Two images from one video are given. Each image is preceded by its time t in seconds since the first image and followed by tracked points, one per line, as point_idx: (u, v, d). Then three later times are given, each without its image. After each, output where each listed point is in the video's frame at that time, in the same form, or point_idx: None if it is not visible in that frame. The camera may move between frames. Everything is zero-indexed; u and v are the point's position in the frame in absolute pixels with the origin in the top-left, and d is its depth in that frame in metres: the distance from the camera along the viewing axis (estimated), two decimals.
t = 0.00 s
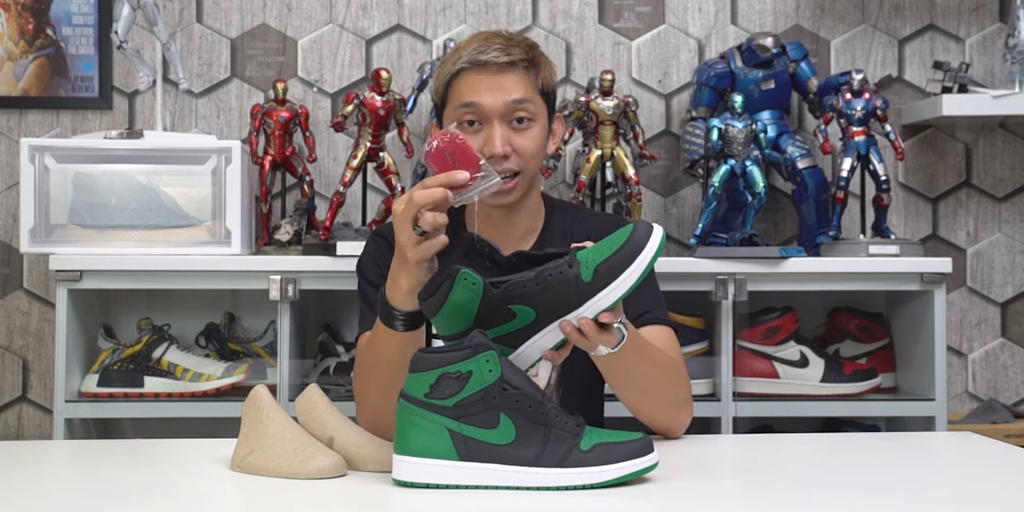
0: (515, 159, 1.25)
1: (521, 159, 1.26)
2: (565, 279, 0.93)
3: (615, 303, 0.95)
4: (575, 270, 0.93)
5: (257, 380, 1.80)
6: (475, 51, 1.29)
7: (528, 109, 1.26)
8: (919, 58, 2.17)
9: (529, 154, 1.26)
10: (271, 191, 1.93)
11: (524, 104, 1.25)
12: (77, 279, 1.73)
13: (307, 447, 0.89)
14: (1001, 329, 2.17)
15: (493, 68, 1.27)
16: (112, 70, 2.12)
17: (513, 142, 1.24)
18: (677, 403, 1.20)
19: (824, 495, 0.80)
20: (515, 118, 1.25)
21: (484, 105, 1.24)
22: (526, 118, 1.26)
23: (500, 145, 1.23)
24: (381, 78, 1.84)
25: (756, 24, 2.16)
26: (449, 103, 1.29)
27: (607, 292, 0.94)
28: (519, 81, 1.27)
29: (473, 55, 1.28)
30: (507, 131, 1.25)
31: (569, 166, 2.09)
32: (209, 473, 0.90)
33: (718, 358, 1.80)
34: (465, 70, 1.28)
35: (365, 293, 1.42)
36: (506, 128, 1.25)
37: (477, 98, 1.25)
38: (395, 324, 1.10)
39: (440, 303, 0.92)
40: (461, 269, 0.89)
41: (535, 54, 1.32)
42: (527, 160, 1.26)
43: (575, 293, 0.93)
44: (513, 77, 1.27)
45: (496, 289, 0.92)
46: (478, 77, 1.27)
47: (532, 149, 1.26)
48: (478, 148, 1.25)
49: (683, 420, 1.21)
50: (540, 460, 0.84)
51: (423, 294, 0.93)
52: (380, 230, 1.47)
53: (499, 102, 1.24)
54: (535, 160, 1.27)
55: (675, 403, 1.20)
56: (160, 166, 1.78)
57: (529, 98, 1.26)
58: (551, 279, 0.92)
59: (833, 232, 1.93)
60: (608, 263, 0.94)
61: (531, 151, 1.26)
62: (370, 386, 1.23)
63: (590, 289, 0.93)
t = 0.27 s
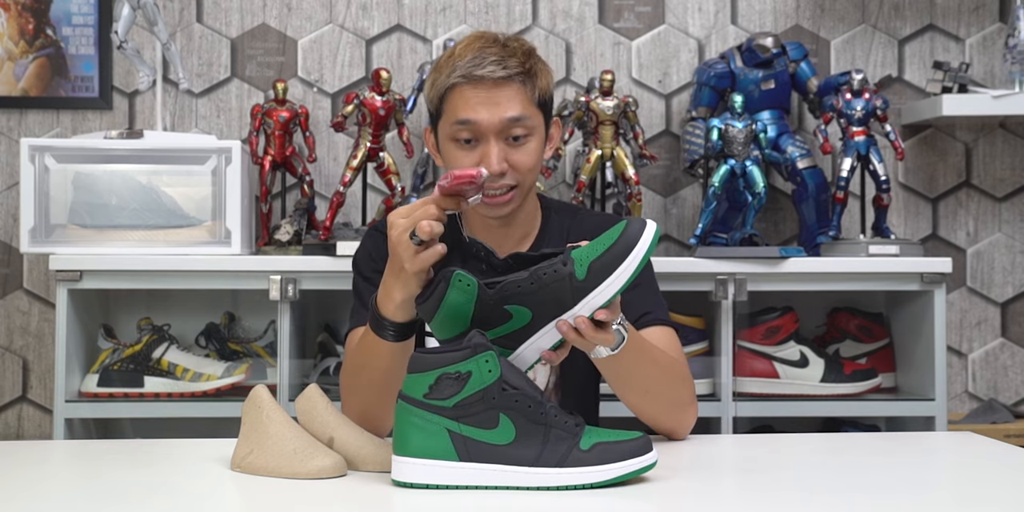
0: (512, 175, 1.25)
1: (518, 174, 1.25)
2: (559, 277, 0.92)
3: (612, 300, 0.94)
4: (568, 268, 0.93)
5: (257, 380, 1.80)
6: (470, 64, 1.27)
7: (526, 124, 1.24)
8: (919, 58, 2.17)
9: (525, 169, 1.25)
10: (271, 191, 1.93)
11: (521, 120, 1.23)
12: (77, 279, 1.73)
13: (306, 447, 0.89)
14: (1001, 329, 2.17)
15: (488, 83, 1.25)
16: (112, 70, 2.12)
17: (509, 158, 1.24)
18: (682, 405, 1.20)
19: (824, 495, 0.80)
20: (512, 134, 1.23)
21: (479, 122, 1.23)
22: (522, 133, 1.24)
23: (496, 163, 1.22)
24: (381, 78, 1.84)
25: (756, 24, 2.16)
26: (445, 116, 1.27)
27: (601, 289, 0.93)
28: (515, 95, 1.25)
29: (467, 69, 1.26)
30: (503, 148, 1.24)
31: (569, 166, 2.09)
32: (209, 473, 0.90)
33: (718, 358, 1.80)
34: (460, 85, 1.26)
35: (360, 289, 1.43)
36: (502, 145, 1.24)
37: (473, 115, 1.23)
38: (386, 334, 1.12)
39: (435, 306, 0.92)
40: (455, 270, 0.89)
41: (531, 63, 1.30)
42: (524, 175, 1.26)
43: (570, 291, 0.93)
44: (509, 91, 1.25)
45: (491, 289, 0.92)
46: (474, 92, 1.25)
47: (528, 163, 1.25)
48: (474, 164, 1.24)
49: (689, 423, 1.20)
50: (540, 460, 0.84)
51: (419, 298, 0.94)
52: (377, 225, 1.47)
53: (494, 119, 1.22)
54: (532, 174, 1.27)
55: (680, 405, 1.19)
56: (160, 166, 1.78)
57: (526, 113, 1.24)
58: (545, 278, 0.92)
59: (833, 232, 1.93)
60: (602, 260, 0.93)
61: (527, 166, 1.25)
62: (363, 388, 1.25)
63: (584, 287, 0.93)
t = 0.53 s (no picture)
0: (509, 184, 1.25)
1: (515, 183, 1.26)
2: (557, 277, 0.92)
3: (610, 299, 0.94)
4: (566, 267, 0.92)
5: (257, 380, 1.80)
6: (464, 72, 1.26)
7: (522, 133, 1.24)
8: (919, 58, 2.17)
9: (523, 177, 1.25)
10: (271, 191, 1.93)
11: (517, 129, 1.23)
12: (77, 279, 1.73)
13: (306, 447, 0.89)
14: (1001, 329, 2.17)
15: (482, 91, 1.24)
16: (112, 70, 2.12)
17: (507, 167, 1.24)
18: (682, 404, 1.19)
19: (824, 495, 0.80)
20: (508, 143, 1.23)
21: (475, 132, 1.23)
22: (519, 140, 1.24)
23: (494, 173, 1.23)
24: (381, 78, 1.84)
25: (756, 24, 2.16)
26: (440, 125, 1.27)
27: (599, 289, 0.93)
28: (510, 104, 1.24)
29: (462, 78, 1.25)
30: (500, 157, 1.24)
31: (569, 166, 2.09)
32: (209, 473, 0.90)
33: (718, 358, 1.80)
34: (454, 94, 1.25)
35: (359, 289, 1.43)
36: (498, 154, 1.24)
37: (468, 125, 1.23)
38: (385, 335, 1.12)
39: (432, 308, 0.92)
40: (453, 272, 0.89)
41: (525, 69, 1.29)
42: (521, 184, 1.26)
43: (569, 291, 0.93)
44: (504, 99, 1.24)
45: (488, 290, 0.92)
46: (468, 101, 1.24)
47: (525, 172, 1.25)
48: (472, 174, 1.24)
49: (689, 424, 1.20)
50: (540, 460, 0.85)
51: (416, 300, 0.94)
52: (376, 227, 1.47)
53: (490, 129, 1.22)
54: (529, 181, 1.27)
55: (680, 405, 1.19)
56: (160, 166, 1.78)
57: (522, 121, 1.24)
58: (543, 278, 0.92)
59: (833, 232, 1.93)
60: (600, 260, 0.93)
61: (524, 174, 1.25)
62: (363, 388, 1.25)
63: (582, 286, 0.93)
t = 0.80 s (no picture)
0: (509, 171, 1.28)
1: (515, 171, 1.29)
2: (563, 273, 0.92)
3: (611, 299, 0.95)
4: (572, 264, 0.93)
5: (257, 380, 1.81)
6: (468, 62, 1.31)
7: (523, 122, 1.27)
8: (919, 58, 2.17)
9: (523, 167, 1.28)
10: (271, 191, 1.93)
11: (519, 117, 1.27)
12: (77, 279, 1.73)
13: (307, 447, 0.89)
14: (1001, 329, 2.17)
15: (486, 79, 1.29)
16: (112, 70, 2.12)
17: (507, 155, 1.27)
18: (682, 404, 1.19)
19: (825, 495, 0.80)
20: (510, 132, 1.27)
21: (478, 119, 1.27)
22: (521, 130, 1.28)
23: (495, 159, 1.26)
24: (381, 78, 1.84)
25: (756, 24, 2.16)
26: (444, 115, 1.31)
27: (604, 287, 0.94)
28: (512, 93, 1.29)
29: (465, 67, 1.30)
30: (501, 145, 1.27)
31: (569, 166, 2.09)
32: (209, 473, 0.90)
33: (718, 358, 1.80)
34: (459, 82, 1.30)
35: (359, 290, 1.43)
36: (500, 142, 1.28)
37: (471, 112, 1.27)
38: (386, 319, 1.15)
39: (436, 286, 0.91)
40: (460, 254, 0.89)
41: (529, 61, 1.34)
42: (521, 172, 1.29)
43: (572, 287, 0.93)
44: (507, 88, 1.29)
45: (494, 276, 0.91)
46: (472, 89, 1.29)
47: (526, 160, 1.28)
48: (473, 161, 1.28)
49: (689, 424, 1.19)
50: (540, 461, 0.85)
51: (419, 277, 0.93)
52: (377, 229, 1.48)
53: (493, 116, 1.26)
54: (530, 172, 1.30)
55: (680, 405, 1.19)
56: (160, 166, 1.78)
57: (524, 110, 1.28)
58: (549, 272, 0.92)
59: (833, 232, 1.93)
60: (608, 260, 0.94)
61: (524, 163, 1.28)
62: (363, 385, 1.25)
63: (586, 284, 0.94)
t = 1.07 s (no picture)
0: (513, 164, 1.27)
1: (519, 165, 1.28)
2: (555, 269, 0.93)
3: (607, 290, 0.94)
4: (564, 259, 0.93)
5: (257, 380, 1.81)
6: (475, 55, 1.33)
7: (528, 116, 1.28)
8: (919, 59, 2.17)
9: (527, 160, 1.28)
10: (271, 191, 1.93)
11: (524, 110, 1.28)
12: (77, 279, 1.73)
13: (307, 447, 0.89)
14: (1001, 329, 2.17)
15: (493, 73, 1.31)
16: (112, 70, 2.12)
17: (511, 148, 1.27)
18: (681, 402, 1.19)
19: (825, 495, 0.80)
20: (514, 125, 1.27)
21: (483, 111, 1.27)
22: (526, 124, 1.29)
23: (499, 150, 1.26)
24: (381, 79, 1.84)
25: (756, 24, 2.16)
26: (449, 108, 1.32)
27: (597, 280, 0.94)
28: (518, 87, 1.29)
29: (472, 59, 1.32)
30: (505, 137, 1.27)
31: (569, 166, 2.09)
32: (209, 473, 0.90)
33: (718, 358, 1.80)
34: (466, 74, 1.31)
35: (360, 291, 1.42)
36: (504, 134, 1.28)
37: (477, 105, 1.28)
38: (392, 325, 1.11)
39: (431, 299, 0.92)
40: (451, 265, 0.90)
41: (536, 59, 1.35)
42: (525, 166, 1.28)
43: (566, 282, 0.93)
44: (513, 82, 1.30)
45: (487, 281, 0.93)
46: (479, 81, 1.30)
47: (529, 154, 1.28)
48: (476, 152, 1.27)
49: (689, 423, 1.19)
50: (540, 460, 0.85)
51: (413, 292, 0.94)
52: (379, 230, 1.48)
53: (498, 107, 1.27)
54: (534, 166, 1.30)
55: (679, 403, 1.19)
56: (160, 166, 1.78)
57: (529, 104, 1.29)
58: (541, 270, 0.93)
59: (833, 232, 1.93)
60: (598, 251, 0.93)
61: (528, 156, 1.28)
62: (365, 388, 1.25)
63: (580, 278, 0.93)
